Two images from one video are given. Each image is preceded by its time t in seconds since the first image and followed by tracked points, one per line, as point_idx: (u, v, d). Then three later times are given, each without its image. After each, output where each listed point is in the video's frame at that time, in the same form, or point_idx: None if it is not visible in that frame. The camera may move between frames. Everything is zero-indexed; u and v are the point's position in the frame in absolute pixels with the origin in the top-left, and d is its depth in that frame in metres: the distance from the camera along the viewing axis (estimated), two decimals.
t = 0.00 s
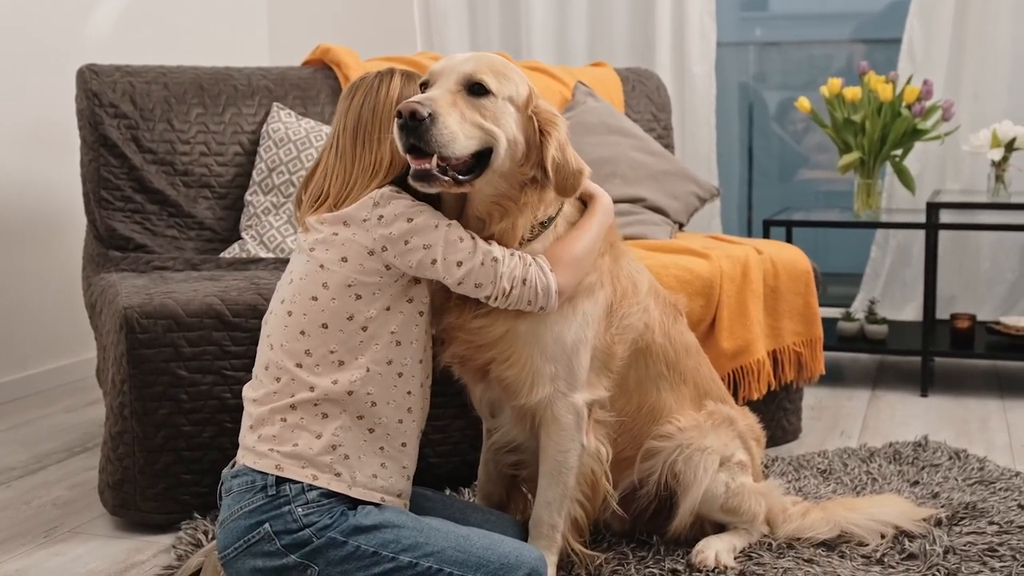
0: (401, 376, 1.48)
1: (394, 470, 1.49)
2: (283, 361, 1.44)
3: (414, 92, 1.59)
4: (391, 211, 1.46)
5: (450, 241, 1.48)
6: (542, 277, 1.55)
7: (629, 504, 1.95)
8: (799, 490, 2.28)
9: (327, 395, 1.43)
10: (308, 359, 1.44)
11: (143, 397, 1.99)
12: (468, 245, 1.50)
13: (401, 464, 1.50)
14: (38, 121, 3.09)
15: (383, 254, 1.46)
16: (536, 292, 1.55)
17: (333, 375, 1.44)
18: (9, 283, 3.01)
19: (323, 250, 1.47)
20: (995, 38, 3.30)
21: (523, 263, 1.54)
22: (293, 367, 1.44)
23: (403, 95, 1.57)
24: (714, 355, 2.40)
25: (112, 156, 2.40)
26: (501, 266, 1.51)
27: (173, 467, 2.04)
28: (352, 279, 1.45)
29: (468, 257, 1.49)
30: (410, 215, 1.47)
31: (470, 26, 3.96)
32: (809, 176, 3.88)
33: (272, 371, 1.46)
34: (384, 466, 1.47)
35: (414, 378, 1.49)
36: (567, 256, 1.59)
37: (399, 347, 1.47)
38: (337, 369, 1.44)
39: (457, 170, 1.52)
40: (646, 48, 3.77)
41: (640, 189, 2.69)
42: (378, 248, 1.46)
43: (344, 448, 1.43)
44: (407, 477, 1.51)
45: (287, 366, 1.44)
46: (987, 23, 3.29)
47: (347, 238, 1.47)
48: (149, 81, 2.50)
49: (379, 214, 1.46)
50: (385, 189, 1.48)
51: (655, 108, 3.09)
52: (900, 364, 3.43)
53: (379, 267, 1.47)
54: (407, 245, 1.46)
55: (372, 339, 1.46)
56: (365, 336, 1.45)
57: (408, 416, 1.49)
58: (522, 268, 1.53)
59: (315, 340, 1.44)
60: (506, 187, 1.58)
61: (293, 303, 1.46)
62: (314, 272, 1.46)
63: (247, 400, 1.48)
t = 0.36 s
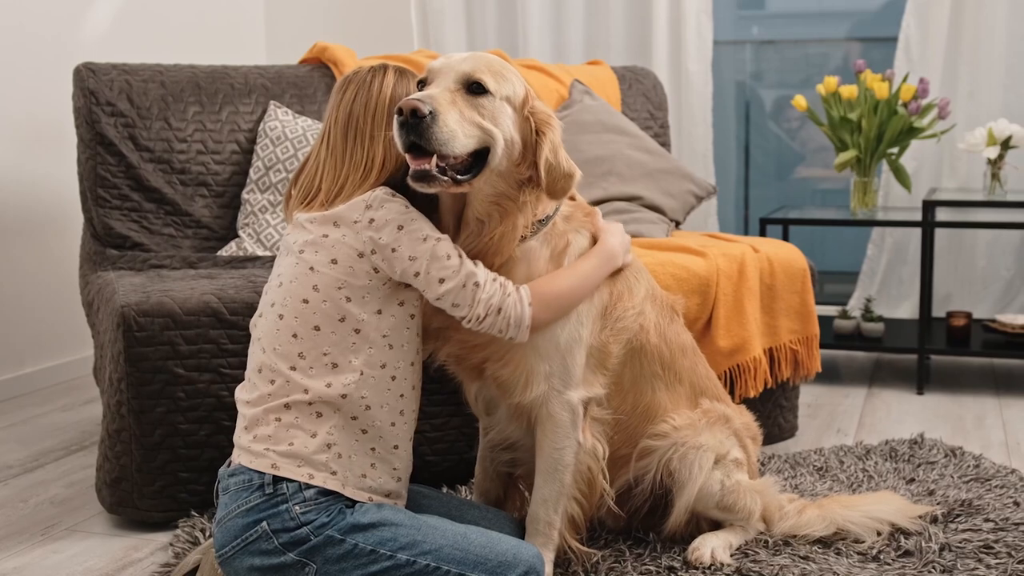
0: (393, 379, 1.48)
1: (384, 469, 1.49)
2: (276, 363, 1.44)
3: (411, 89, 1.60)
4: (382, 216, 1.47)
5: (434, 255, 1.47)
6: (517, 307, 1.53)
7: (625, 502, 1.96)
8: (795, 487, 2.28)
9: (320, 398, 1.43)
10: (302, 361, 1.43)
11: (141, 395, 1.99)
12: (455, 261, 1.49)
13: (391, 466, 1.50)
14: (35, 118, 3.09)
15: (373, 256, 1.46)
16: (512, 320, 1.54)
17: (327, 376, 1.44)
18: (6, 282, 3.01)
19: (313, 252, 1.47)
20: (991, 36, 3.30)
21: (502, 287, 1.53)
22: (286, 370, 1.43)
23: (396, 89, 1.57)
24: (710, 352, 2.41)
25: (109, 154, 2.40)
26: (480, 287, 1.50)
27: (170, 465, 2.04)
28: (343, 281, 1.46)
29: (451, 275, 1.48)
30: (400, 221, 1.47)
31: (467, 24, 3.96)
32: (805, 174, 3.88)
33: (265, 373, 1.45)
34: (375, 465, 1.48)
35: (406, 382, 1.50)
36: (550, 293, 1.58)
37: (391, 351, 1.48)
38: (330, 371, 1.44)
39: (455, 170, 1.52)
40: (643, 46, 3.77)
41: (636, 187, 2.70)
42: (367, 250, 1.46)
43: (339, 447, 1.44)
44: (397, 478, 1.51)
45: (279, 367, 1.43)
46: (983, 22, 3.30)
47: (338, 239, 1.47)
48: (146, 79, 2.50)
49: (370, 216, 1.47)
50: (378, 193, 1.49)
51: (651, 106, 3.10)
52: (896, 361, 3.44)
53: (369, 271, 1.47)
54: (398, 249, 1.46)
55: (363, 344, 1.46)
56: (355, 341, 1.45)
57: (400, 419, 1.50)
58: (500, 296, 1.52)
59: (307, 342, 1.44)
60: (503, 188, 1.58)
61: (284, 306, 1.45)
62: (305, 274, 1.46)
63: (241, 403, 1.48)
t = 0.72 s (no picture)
0: (362, 390, 1.46)
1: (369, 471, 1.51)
2: (257, 368, 1.44)
3: (396, 87, 1.55)
4: (345, 229, 1.41)
5: (370, 281, 1.40)
6: (420, 360, 1.39)
7: (619, 500, 1.97)
8: (789, 485, 2.30)
9: (298, 403, 1.43)
10: (280, 366, 1.43)
11: (138, 392, 2.00)
12: (392, 294, 1.41)
13: (370, 469, 1.51)
14: (32, 117, 3.10)
15: (331, 269, 1.42)
16: (414, 368, 1.39)
17: (304, 381, 1.43)
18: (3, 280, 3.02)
19: (280, 259, 1.45)
20: (985, 36, 3.32)
21: (419, 333, 1.40)
22: (265, 376, 1.43)
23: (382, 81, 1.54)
24: (705, 351, 2.42)
25: (106, 153, 2.41)
26: (400, 325, 1.39)
27: (168, 462, 2.05)
28: (307, 292, 1.43)
29: (380, 304, 1.40)
30: (357, 239, 1.41)
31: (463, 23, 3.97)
32: (801, 173, 3.90)
33: (249, 377, 1.46)
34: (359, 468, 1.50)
35: (377, 392, 1.48)
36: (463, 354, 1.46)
37: (357, 362, 1.45)
38: (307, 377, 1.43)
39: (446, 170, 1.54)
40: (639, 46, 3.79)
41: (631, 185, 2.71)
42: (325, 262, 1.42)
43: (325, 445, 1.45)
44: (378, 479, 1.53)
45: (260, 372, 1.44)
46: (978, 22, 3.31)
47: (303, 248, 1.44)
48: (143, 78, 2.50)
49: (334, 227, 1.42)
50: (353, 203, 1.44)
51: (647, 105, 3.11)
52: (890, 360, 3.46)
53: (328, 285, 1.43)
54: (348, 265, 1.41)
55: (327, 356, 1.44)
56: (319, 352, 1.43)
57: (377, 426, 1.49)
58: (410, 341, 1.39)
59: (283, 349, 1.43)
60: (495, 188, 1.61)
61: (259, 312, 1.45)
62: (274, 281, 1.44)
63: (228, 405, 1.49)
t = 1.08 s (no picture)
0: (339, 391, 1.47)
1: (364, 467, 1.53)
2: (239, 374, 1.45)
3: (370, 76, 1.52)
4: (307, 236, 1.40)
5: (324, 290, 1.38)
6: (362, 368, 1.37)
7: (618, 497, 1.98)
8: (788, 483, 2.31)
9: (283, 405, 1.44)
10: (262, 371, 1.44)
11: (139, 389, 2.01)
12: (345, 304, 1.39)
13: (362, 466, 1.53)
14: (31, 116, 3.10)
15: (294, 276, 1.41)
16: (354, 379, 1.37)
17: (286, 383, 1.43)
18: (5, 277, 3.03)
19: (249, 268, 1.44)
20: (984, 36, 3.32)
21: (364, 343, 1.38)
22: (249, 380, 1.44)
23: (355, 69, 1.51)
24: (704, 349, 2.43)
25: (108, 151, 2.41)
26: (347, 335, 1.37)
27: (169, 459, 2.06)
28: (274, 299, 1.42)
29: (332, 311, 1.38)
30: (316, 247, 1.39)
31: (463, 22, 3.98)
32: (800, 172, 3.91)
33: (234, 383, 1.46)
34: (352, 465, 1.52)
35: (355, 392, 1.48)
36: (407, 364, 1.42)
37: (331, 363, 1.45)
38: (289, 379, 1.43)
39: (439, 172, 1.54)
40: (638, 45, 3.79)
41: (631, 184, 2.72)
42: (289, 269, 1.41)
43: (314, 442, 1.46)
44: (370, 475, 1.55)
45: (242, 378, 1.44)
46: (977, 22, 3.32)
47: (268, 257, 1.43)
48: (144, 76, 2.51)
49: (297, 234, 1.41)
50: (321, 211, 1.42)
51: (646, 104, 3.12)
52: (889, 358, 3.46)
53: (294, 292, 1.42)
54: (306, 273, 1.40)
55: (302, 361, 1.44)
56: (294, 357, 1.44)
57: (359, 426, 1.52)
58: (354, 351, 1.37)
59: (262, 354, 1.43)
60: (487, 189, 1.61)
61: (234, 320, 1.45)
62: (244, 290, 1.44)
63: (217, 410, 1.50)
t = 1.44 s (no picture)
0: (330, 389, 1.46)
1: (360, 463, 1.53)
2: (231, 377, 1.44)
3: (347, 67, 1.48)
4: (291, 240, 1.38)
5: (313, 294, 1.37)
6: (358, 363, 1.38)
7: (618, 495, 1.98)
8: (788, 480, 2.31)
9: (276, 405, 1.43)
10: (253, 374, 1.42)
11: (141, 385, 2.02)
12: (335, 306, 1.38)
13: (359, 461, 1.53)
14: (33, 114, 3.11)
15: (280, 279, 1.39)
16: (348, 381, 1.37)
17: (278, 384, 1.42)
18: (8, 274, 3.04)
19: (233, 273, 1.42)
20: (983, 35, 3.33)
21: (357, 344, 1.38)
22: (241, 383, 1.43)
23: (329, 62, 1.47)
24: (704, 347, 2.44)
25: (110, 148, 2.42)
26: (340, 337, 1.37)
27: (171, 455, 2.07)
28: (259, 303, 1.40)
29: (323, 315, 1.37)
30: (302, 251, 1.38)
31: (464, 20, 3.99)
32: (800, 171, 3.91)
33: (226, 386, 1.45)
34: (348, 460, 1.52)
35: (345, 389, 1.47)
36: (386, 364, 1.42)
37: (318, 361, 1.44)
38: (280, 380, 1.42)
39: (430, 174, 1.56)
40: (639, 43, 3.80)
41: (632, 182, 2.72)
42: (274, 274, 1.39)
43: (310, 438, 1.46)
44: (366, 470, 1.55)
45: (234, 381, 1.43)
46: (976, 21, 3.33)
47: (252, 261, 1.41)
48: (147, 74, 2.51)
49: (282, 238, 1.39)
50: (305, 214, 1.40)
51: (647, 102, 3.12)
52: (889, 356, 3.47)
53: (280, 295, 1.40)
54: (292, 277, 1.38)
55: (290, 363, 1.42)
56: (283, 359, 1.42)
57: (350, 427, 1.50)
58: (347, 353, 1.37)
59: (252, 357, 1.42)
60: (480, 190, 1.62)
61: (222, 325, 1.43)
62: (229, 296, 1.42)
63: (211, 414, 1.49)
